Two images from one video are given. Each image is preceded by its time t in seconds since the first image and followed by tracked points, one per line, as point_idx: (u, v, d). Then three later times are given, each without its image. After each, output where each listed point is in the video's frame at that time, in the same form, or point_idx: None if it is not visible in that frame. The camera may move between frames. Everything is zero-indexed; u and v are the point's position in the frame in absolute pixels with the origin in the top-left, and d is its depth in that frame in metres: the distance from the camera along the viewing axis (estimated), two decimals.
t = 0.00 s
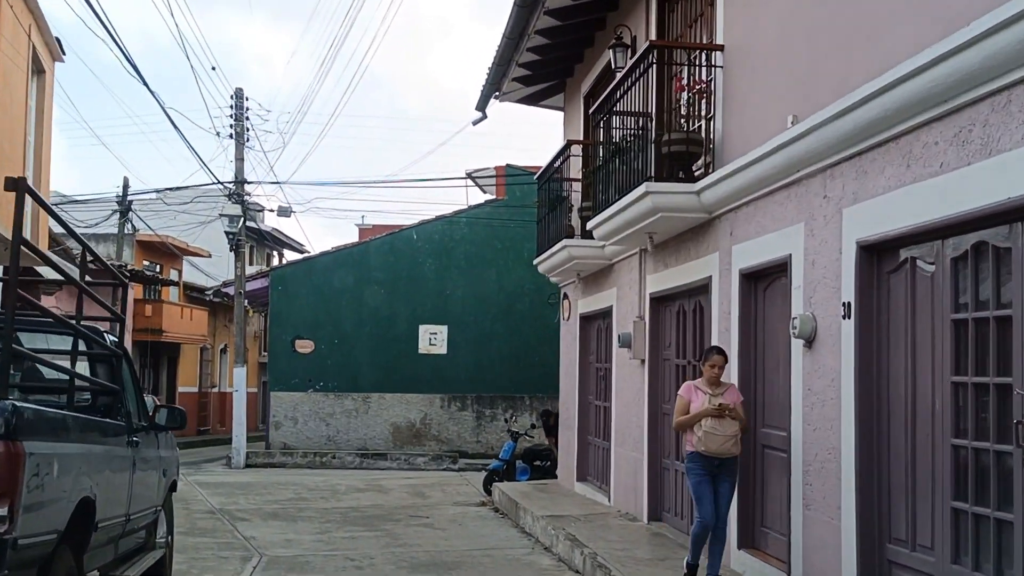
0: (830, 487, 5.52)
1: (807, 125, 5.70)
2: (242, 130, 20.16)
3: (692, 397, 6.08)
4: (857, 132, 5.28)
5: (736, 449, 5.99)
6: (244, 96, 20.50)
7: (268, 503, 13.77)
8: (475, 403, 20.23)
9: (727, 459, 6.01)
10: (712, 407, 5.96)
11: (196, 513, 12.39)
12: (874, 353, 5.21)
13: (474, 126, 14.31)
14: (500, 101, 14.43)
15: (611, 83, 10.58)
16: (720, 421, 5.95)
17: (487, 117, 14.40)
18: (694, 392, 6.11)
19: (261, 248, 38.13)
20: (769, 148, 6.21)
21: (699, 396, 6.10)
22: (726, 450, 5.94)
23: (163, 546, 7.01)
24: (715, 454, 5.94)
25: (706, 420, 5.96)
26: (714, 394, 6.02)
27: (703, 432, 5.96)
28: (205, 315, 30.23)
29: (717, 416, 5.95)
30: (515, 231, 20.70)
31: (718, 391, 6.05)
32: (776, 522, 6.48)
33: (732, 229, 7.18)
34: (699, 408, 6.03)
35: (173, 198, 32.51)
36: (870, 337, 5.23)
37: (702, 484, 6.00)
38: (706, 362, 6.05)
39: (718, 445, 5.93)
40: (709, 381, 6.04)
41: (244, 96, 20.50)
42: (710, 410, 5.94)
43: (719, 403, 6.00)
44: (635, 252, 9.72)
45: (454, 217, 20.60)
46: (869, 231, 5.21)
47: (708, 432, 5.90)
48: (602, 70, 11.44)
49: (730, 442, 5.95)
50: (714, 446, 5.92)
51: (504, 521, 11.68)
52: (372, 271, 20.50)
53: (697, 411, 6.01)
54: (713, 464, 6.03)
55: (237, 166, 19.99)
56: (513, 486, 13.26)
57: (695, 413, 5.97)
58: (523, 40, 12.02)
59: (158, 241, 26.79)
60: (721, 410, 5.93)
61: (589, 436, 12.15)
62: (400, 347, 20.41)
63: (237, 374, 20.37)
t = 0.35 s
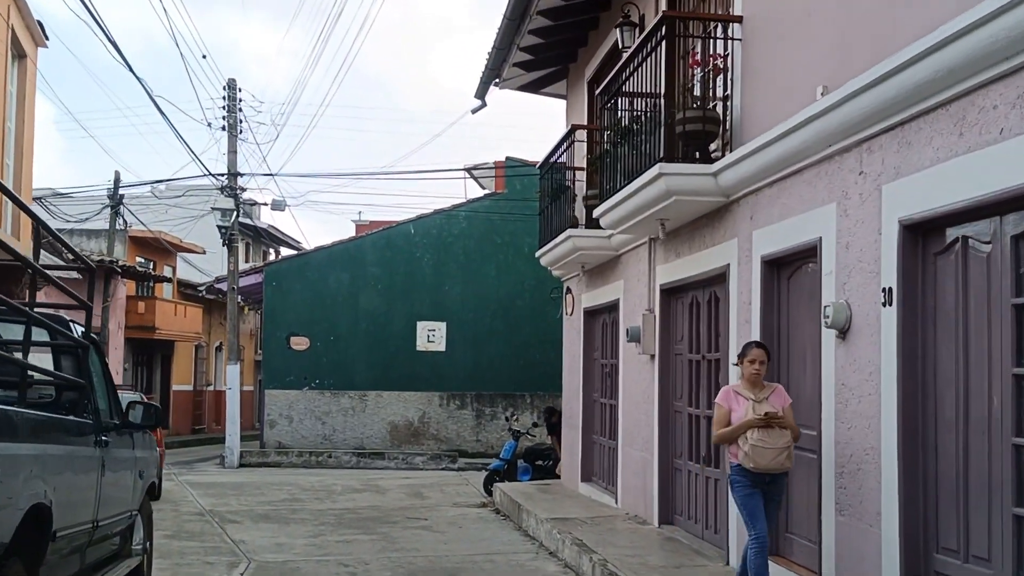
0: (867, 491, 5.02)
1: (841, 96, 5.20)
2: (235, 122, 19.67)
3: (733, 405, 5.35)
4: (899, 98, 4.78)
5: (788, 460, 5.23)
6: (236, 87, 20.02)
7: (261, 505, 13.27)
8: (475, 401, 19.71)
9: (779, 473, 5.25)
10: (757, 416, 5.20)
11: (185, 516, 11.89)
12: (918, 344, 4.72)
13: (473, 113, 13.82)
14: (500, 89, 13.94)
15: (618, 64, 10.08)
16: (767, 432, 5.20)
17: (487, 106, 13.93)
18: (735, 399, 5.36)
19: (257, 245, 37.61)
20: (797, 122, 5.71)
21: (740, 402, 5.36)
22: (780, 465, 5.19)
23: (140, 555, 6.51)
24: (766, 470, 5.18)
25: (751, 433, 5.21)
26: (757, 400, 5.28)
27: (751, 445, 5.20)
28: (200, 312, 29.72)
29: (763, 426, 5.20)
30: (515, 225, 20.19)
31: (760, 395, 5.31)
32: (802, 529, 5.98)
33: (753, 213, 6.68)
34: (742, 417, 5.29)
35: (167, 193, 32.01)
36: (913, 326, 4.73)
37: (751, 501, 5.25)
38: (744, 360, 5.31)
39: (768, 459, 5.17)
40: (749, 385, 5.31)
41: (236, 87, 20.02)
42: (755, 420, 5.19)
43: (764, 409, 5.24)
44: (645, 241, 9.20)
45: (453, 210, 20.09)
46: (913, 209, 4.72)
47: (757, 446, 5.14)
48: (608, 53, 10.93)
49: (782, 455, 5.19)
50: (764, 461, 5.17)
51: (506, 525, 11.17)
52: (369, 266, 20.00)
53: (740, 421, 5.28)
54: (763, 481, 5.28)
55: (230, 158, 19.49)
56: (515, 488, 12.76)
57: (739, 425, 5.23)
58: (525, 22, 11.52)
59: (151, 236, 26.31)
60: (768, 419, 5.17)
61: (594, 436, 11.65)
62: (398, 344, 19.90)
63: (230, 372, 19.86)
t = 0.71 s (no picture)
0: (925, 505, 4.53)
1: (896, 69, 4.72)
2: (235, 117, 19.19)
3: (810, 402, 4.43)
4: (964, 70, 4.29)
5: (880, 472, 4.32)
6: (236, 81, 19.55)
7: (260, 511, 12.77)
8: (480, 403, 19.21)
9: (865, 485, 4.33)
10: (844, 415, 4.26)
11: (180, 523, 11.40)
12: (986, 341, 4.23)
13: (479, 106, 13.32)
14: (508, 80, 13.47)
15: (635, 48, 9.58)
16: (857, 436, 4.26)
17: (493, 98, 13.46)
18: (812, 395, 4.44)
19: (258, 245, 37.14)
20: (843, 99, 5.22)
21: (817, 399, 4.44)
22: (872, 477, 4.27)
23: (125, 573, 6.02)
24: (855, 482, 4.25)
25: (839, 437, 4.26)
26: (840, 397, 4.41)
27: (836, 452, 4.26)
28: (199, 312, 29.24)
29: (852, 429, 4.26)
30: (521, 223, 19.68)
31: (842, 393, 4.44)
32: (842, 539, 5.49)
33: (788, 201, 6.20)
34: (823, 417, 4.37)
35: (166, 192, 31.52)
36: (980, 321, 4.25)
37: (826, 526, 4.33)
38: (822, 350, 4.43)
39: (858, 470, 4.25)
40: (828, 378, 4.45)
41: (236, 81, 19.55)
42: (842, 420, 4.25)
43: (850, 410, 4.34)
44: (664, 235, 8.71)
45: (457, 207, 19.59)
46: (981, 193, 4.24)
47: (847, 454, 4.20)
48: (623, 38, 10.43)
49: (876, 465, 4.27)
50: (853, 472, 4.24)
51: (515, 533, 10.68)
52: (371, 265, 19.51)
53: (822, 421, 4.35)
54: (842, 492, 4.38)
55: (229, 155, 18.99)
56: (523, 493, 12.27)
57: (822, 426, 4.29)
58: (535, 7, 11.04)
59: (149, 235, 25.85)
60: (859, 420, 4.24)
61: (606, 440, 11.17)
62: (401, 344, 19.42)
63: (229, 373, 19.37)
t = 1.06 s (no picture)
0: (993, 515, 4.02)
1: (952, 27, 4.23)
2: (229, 108, 18.67)
3: (926, 394, 3.73)
4: None
5: (1016, 478, 3.60)
6: (230, 71, 19.03)
7: (252, 515, 12.26)
8: (481, 403, 18.66)
9: (993, 502, 3.69)
10: (971, 408, 3.55)
11: (167, 528, 10.89)
12: None
13: (481, 93, 12.78)
14: (510, 66, 12.96)
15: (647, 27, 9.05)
16: (987, 431, 3.55)
17: (495, 85, 12.94)
18: (929, 386, 3.75)
19: (255, 243, 36.61)
20: (888, 65, 4.73)
21: (936, 390, 3.74)
22: (1005, 483, 3.55)
23: None
24: (983, 487, 3.56)
25: (964, 433, 3.56)
26: (965, 388, 3.68)
27: (961, 450, 3.57)
28: (195, 310, 28.71)
29: (979, 424, 3.55)
30: (521, 218, 19.14)
31: (965, 381, 3.72)
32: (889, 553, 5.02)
33: (822, 181, 5.70)
34: (941, 411, 3.68)
35: (160, 188, 30.98)
36: None
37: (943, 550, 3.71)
38: (948, 335, 3.69)
39: (989, 474, 3.55)
40: (952, 366, 3.71)
41: (230, 72, 19.04)
42: (970, 414, 3.54)
43: (976, 402, 3.62)
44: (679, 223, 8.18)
45: (457, 202, 19.06)
46: None
47: (973, 454, 3.51)
48: (633, 17, 9.90)
49: (1011, 468, 3.55)
50: (981, 476, 3.54)
51: (519, 539, 10.16)
52: (368, 260, 18.99)
53: (941, 415, 3.65)
54: (967, 506, 3.69)
55: (223, 147, 18.45)
56: (526, 496, 11.75)
57: (943, 422, 3.59)
58: None
59: (142, 231, 25.35)
60: (988, 413, 3.52)
61: (615, 441, 10.66)
62: (399, 342, 18.90)
63: (223, 372, 18.85)
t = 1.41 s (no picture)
0: None
1: None
2: (225, 100, 18.14)
3: None
4: None
5: None
6: (226, 62, 18.51)
7: (246, 521, 11.72)
8: (484, 403, 18.16)
9: None
10: None
11: (156, 535, 10.35)
12: None
13: (486, 80, 12.24)
14: (515, 52, 12.43)
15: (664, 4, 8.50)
16: None
17: (500, 71, 12.42)
18: None
19: (254, 241, 36.09)
20: (955, 22, 4.20)
21: None
22: None
23: None
24: None
25: None
26: None
27: None
28: (191, 308, 28.20)
29: None
30: (526, 213, 18.59)
31: None
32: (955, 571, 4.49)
33: (870, 159, 5.17)
34: None
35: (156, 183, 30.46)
36: None
37: None
38: None
39: None
40: None
41: (226, 62, 18.51)
42: None
43: None
44: (701, 211, 7.64)
45: (460, 196, 18.51)
46: None
47: None
48: None
49: None
50: None
51: (528, 547, 9.64)
52: (369, 257, 18.44)
53: None
54: None
55: (218, 140, 17.90)
56: (534, 501, 11.23)
57: None
58: None
59: (138, 228, 24.82)
60: None
61: (628, 443, 10.14)
62: (400, 340, 18.35)
63: (218, 371, 18.31)
